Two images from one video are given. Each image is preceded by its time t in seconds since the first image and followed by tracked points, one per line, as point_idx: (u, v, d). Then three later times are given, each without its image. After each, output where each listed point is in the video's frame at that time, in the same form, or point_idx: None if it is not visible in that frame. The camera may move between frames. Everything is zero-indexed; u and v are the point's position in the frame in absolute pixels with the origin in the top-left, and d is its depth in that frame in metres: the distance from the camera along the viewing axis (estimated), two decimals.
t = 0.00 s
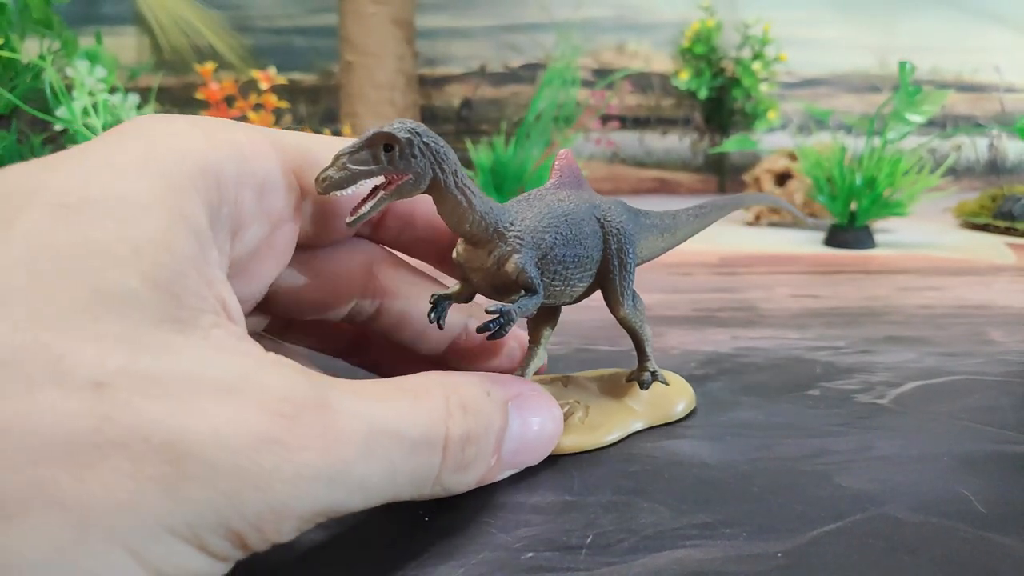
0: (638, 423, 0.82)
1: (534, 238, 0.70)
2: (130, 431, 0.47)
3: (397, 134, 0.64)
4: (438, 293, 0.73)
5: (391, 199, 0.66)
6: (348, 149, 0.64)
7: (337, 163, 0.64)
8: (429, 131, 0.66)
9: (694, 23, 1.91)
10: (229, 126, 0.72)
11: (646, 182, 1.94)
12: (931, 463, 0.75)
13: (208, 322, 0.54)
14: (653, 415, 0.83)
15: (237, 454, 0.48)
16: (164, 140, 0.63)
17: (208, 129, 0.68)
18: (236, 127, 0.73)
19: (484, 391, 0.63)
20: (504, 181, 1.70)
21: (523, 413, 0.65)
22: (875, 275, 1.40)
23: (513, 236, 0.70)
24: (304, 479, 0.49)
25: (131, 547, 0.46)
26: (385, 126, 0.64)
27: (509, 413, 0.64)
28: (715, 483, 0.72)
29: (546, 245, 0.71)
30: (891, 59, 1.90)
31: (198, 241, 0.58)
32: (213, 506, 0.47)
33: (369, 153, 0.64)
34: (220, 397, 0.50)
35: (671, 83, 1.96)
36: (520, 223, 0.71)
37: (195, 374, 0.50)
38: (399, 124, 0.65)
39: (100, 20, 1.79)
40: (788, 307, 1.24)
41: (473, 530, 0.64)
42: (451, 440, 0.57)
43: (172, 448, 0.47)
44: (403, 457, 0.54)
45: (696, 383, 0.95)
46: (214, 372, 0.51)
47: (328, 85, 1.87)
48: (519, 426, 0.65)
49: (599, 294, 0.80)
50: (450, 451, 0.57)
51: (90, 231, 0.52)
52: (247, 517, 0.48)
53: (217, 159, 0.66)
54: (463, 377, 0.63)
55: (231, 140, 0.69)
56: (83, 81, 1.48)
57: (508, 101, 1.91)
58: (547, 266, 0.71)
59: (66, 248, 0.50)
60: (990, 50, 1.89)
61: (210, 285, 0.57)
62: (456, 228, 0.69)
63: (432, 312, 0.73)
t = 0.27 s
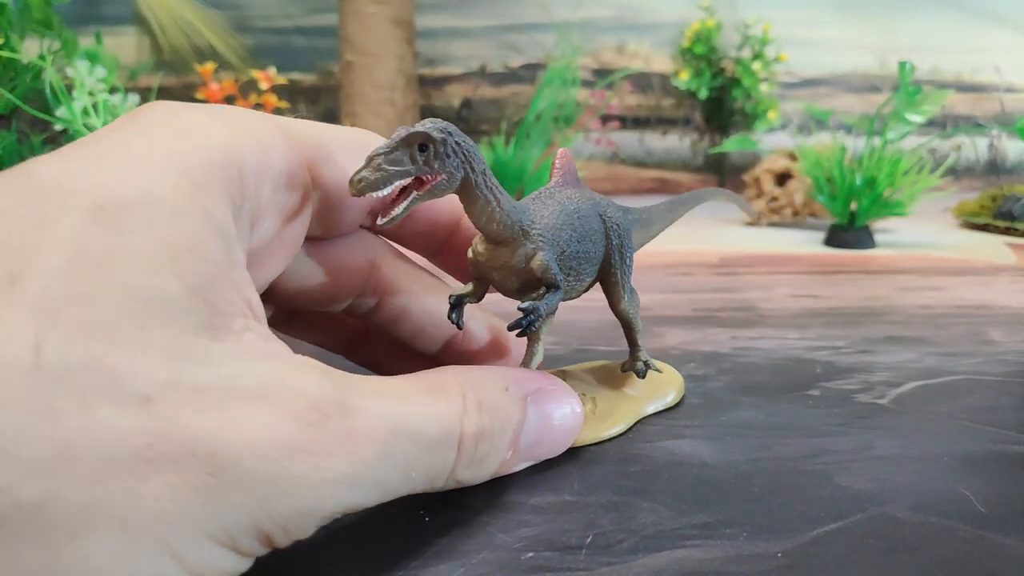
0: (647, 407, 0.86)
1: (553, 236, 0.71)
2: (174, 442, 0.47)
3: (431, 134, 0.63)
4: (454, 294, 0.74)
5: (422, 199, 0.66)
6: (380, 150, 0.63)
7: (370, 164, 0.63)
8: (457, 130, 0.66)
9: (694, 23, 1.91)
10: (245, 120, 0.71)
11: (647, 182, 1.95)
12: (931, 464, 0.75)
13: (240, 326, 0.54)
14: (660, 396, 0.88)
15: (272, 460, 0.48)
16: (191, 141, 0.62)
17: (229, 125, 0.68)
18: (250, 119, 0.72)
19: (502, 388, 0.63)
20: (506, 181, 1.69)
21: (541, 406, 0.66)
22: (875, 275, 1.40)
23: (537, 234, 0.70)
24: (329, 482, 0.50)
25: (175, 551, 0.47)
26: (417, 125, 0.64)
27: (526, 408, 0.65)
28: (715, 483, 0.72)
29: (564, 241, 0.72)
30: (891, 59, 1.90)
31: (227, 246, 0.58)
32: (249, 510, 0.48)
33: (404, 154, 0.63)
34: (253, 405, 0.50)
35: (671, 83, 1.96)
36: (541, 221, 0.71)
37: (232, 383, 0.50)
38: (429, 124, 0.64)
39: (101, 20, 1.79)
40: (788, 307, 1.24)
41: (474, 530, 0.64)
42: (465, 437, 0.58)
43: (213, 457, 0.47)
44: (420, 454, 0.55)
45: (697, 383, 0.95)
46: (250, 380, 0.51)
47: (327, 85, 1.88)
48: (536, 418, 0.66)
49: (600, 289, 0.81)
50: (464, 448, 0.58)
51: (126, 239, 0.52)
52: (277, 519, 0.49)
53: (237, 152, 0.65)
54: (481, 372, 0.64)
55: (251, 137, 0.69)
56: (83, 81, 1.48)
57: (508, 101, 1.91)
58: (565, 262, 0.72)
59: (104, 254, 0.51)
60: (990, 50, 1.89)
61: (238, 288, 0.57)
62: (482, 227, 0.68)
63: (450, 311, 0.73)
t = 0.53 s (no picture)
0: (646, 402, 0.87)
1: (557, 235, 0.71)
2: (175, 458, 0.46)
3: (443, 133, 0.63)
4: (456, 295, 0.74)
5: (433, 198, 0.65)
6: (393, 150, 0.62)
7: (382, 164, 0.62)
8: (467, 130, 0.66)
9: (694, 23, 1.91)
10: (244, 116, 0.69)
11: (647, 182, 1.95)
12: (930, 464, 0.75)
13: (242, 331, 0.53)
14: (659, 391, 0.89)
15: (272, 472, 0.47)
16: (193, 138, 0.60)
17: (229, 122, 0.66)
18: (248, 114, 0.70)
19: (509, 393, 0.63)
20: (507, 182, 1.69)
21: (545, 408, 0.66)
22: (875, 275, 1.40)
23: (542, 234, 0.70)
24: (330, 492, 0.49)
25: (171, 565, 0.45)
26: (428, 125, 0.64)
27: (531, 411, 0.65)
28: (715, 483, 0.71)
29: (568, 241, 0.72)
30: (891, 58, 1.90)
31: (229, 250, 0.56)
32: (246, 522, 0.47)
33: (417, 154, 0.63)
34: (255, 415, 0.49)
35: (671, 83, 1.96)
36: (546, 220, 0.71)
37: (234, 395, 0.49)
38: (440, 124, 0.64)
39: (101, 21, 1.79)
40: (788, 307, 1.24)
41: (473, 530, 0.64)
42: (469, 444, 0.58)
43: (213, 471, 0.46)
44: (422, 462, 0.54)
45: (697, 383, 0.95)
46: (251, 389, 0.50)
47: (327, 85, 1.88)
48: (540, 418, 0.65)
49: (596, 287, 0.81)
50: (467, 454, 0.58)
51: (127, 247, 0.49)
52: (276, 530, 0.48)
53: (237, 153, 0.63)
54: (486, 376, 0.63)
55: (249, 135, 0.67)
56: (83, 81, 1.47)
57: (508, 101, 1.91)
58: (568, 261, 0.73)
59: (106, 266, 0.48)
60: (990, 50, 1.89)
61: (240, 290, 0.55)
62: (491, 228, 0.68)
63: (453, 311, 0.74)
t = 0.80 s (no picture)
0: (647, 402, 0.87)
1: (558, 236, 0.71)
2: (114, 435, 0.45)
3: (443, 133, 0.63)
4: (458, 294, 0.74)
5: (434, 198, 0.65)
6: (392, 151, 0.62)
7: (382, 164, 0.62)
8: (466, 130, 0.66)
9: (694, 23, 1.91)
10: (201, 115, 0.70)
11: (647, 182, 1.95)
12: (929, 464, 0.75)
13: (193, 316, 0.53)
14: (660, 391, 0.89)
15: (220, 455, 0.46)
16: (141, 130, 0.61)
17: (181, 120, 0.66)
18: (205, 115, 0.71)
19: (493, 401, 0.63)
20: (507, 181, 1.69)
21: (533, 421, 0.66)
22: (874, 275, 1.40)
23: (542, 234, 0.70)
24: (312, 488, 0.48)
25: (108, 549, 0.44)
26: (428, 125, 0.64)
27: (516, 423, 0.65)
28: (714, 483, 0.72)
29: (568, 241, 0.72)
30: (890, 58, 1.90)
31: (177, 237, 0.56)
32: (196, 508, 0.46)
33: (415, 154, 0.63)
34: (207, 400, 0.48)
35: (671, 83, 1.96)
36: (546, 220, 0.71)
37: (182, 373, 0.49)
38: (438, 124, 0.64)
39: (100, 20, 1.79)
40: (788, 307, 1.24)
41: (474, 531, 0.63)
42: (449, 449, 0.56)
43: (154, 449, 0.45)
44: (396, 465, 0.52)
45: (697, 383, 0.95)
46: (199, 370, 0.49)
47: (327, 85, 1.88)
48: (525, 432, 0.65)
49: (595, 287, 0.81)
50: (446, 465, 0.56)
51: (70, 230, 0.50)
52: (226, 519, 0.47)
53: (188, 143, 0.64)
54: (473, 386, 0.63)
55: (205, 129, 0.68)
56: (84, 81, 1.48)
57: (508, 101, 1.91)
58: (569, 261, 0.73)
59: (45, 242, 0.50)
60: (990, 50, 1.89)
61: (192, 279, 0.55)
62: (491, 229, 0.68)
63: (455, 311, 0.74)
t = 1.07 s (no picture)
0: (646, 402, 0.87)
1: (558, 235, 0.71)
2: None
3: (443, 133, 0.64)
4: (456, 295, 0.74)
5: (434, 198, 0.65)
6: (393, 150, 0.63)
7: (382, 164, 0.62)
8: (467, 130, 0.66)
9: (694, 23, 1.91)
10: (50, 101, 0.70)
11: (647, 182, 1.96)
12: (929, 464, 0.75)
13: None
14: (659, 391, 0.89)
15: None
16: None
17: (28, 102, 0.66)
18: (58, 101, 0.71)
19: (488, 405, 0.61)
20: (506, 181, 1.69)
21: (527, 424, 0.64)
22: (874, 275, 1.40)
23: (542, 234, 0.70)
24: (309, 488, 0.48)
25: None
26: (428, 125, 0.64)
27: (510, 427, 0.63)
28: (714, 483, 0.72)
29: (568, 241, 0.72)
30: (890, 58, 1.90)
31: None
32: None
33: (415, 154, 0.63)
34: None
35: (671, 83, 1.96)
36: (546, 220, 0.72)
37: None
38: (439, 124, 0.65)
39: (99, 20, 1.79)
40: (788, 307, 1.24)
41: (474, 531, 0.63)
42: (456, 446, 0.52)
43: None
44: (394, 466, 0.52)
45: (696, 383, 0.95)
46: None
47: (327, 85, 1.87)
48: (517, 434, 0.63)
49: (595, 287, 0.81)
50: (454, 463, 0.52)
51: None
52: None
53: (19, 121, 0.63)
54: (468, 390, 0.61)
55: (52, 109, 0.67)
56: (82, 81, 1.45)
57: (508, 101, 1.91)
58: (568, 261, 0.73)
59: None
60: (991, 50, 1.89)
61: None
62: (490, 228, 0.68)
63: (454, 312, 0.74)
